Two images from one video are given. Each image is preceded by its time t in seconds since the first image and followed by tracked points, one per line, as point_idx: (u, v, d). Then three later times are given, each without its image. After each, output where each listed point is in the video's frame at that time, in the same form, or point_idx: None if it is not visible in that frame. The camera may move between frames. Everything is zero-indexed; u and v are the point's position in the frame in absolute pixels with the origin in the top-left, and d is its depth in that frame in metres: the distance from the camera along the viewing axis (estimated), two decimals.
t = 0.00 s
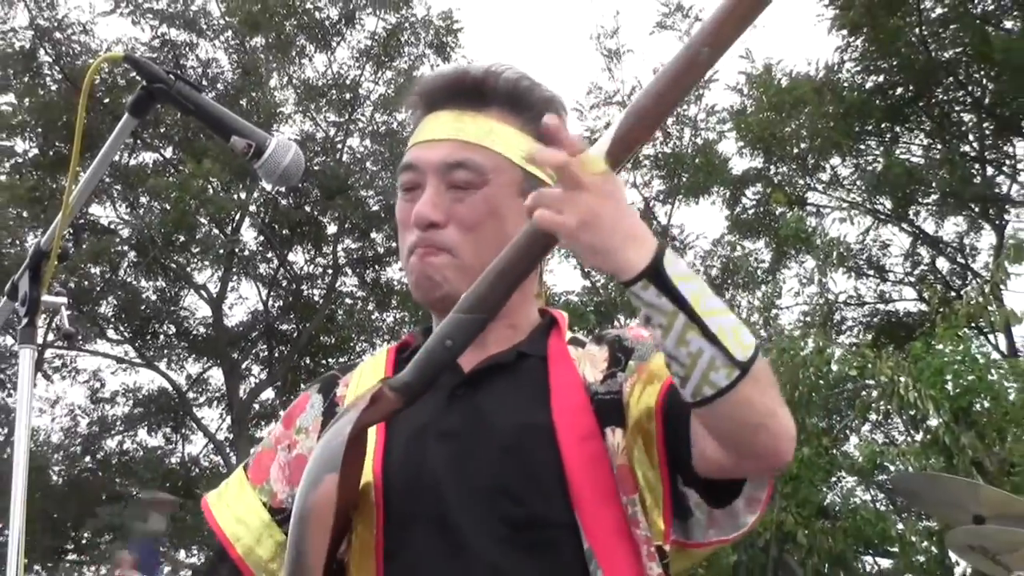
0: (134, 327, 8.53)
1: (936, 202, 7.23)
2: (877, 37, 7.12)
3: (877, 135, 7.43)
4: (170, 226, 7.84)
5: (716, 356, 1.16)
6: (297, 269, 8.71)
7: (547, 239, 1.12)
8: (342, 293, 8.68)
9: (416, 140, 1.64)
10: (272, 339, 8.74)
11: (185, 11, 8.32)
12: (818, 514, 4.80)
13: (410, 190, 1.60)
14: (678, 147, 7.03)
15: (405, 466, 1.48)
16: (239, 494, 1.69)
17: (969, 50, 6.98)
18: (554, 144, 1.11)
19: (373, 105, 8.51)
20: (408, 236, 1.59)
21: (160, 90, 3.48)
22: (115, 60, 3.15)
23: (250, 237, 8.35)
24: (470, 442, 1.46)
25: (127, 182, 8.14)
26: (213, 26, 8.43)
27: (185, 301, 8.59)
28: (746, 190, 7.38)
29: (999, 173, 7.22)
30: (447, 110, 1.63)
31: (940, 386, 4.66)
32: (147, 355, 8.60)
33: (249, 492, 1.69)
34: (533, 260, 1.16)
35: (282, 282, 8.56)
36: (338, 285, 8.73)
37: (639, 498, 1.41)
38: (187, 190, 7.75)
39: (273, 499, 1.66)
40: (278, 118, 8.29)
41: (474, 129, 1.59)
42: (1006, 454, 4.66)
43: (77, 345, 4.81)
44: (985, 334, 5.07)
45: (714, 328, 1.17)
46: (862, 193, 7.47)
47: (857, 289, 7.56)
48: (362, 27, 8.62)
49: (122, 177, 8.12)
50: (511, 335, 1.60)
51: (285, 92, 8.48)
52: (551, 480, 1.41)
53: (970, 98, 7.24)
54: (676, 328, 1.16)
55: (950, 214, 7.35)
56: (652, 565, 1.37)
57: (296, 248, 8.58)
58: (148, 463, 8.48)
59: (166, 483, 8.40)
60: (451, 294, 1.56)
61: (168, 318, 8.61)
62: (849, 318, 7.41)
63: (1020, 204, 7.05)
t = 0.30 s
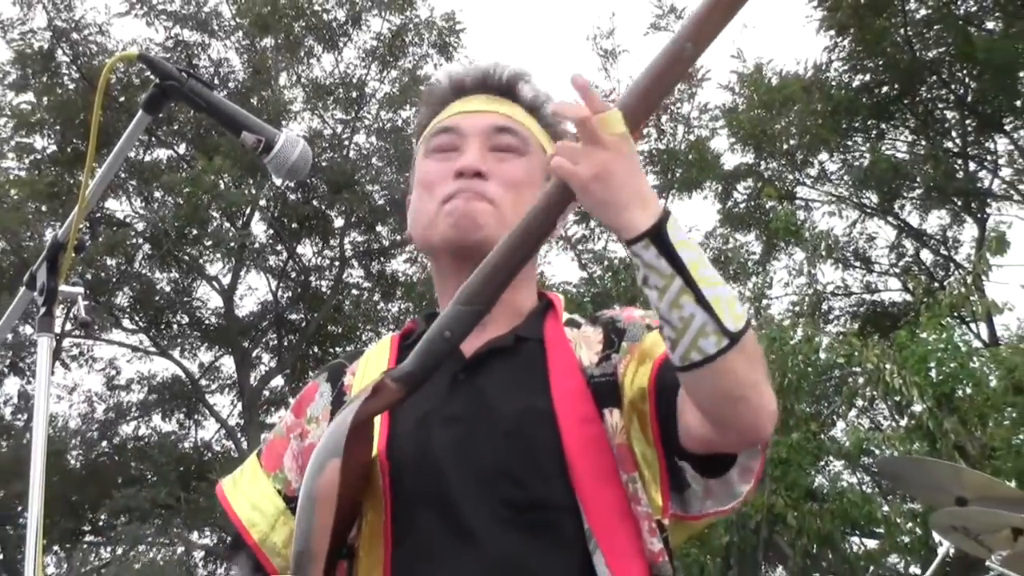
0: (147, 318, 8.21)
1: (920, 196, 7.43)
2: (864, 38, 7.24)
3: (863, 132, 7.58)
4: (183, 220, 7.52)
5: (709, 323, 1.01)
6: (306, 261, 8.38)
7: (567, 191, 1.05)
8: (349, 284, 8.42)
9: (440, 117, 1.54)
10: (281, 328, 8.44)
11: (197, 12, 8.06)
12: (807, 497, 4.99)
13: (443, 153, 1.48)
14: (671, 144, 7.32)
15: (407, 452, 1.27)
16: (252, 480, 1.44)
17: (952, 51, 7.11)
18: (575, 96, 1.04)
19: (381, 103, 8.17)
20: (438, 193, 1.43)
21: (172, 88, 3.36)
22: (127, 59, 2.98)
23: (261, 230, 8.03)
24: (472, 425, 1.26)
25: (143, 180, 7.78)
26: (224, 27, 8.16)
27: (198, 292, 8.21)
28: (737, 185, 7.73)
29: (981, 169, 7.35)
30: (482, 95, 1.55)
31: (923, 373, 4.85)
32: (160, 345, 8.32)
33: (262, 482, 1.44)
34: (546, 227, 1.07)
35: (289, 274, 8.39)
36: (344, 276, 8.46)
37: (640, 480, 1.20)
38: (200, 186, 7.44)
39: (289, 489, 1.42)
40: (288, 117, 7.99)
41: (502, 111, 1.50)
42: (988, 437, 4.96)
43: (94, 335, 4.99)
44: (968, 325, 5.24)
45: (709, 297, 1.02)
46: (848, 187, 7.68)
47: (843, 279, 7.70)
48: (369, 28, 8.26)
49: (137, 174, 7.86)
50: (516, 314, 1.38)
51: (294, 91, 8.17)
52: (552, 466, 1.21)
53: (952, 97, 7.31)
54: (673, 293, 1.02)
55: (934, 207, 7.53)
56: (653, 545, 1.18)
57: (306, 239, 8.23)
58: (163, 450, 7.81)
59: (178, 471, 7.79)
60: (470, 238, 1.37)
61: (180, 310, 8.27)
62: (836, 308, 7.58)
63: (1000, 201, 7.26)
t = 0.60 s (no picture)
0: (163, 298, 8.22)
1: (906, 183, 7.56)
2: (851, 29, 7.55)
3: (852, 121, 7.74)
4: (196, 204, 7.60)
5: (654, 411, 0.94)
6: (314, 241, 8.32)
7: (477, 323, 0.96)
8: (355, 266, 8.35)
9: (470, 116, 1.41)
10: (290, 308, 8.44)
11: (212, 3, 8.08)
12: (796, 472, 5.17)
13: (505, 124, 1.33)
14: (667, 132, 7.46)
15: (413, 426, 1.18)
16: (264, 449, 1.32)
17: (938, 42, 7.35)
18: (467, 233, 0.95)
19: (387, 91, 8.33)
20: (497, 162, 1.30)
21: (184, 77, 3.31)
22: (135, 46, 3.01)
23: (272, 215, 8.10)
24: (477, 396, 1.17)
25: (159, 165, 7.92)
26: (236, 18, 8.22)
27: (210, 272, 8.25)
28: (729, 171, 7.87)
29: (965, 157, 7.51)
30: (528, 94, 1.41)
31: (909, 352, 5.07)
32: (175, 325, 8.32)
33: (277, 448, 1.31)
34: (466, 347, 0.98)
35: (298, 256, 8.35)
36: (353, 258, 8.36)
37: (624, 461, 1.10)
38: (212, 170, 7.42)
39: (305, 458, 1.29)
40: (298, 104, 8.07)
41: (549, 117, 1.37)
42: (972, 416, 5.14)
43: (110, 313, 5.17)
44: (951, 307, 5.43)
45: (646, 382, 0.95)
46: (837, 174, 7.81)
47: (831, 263, 7.80)
48: (374, 21, 8.46)
49: (153, 160, 7.91)
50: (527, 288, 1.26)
51: (302, 80, 8.27)
52: (547, 441, 1.11)
53: (938, 87, 7.52)
54: (610, 390, 0.95)
55: (919, 193, 7.64)
56: (636, 524, 1.08)
57: (313, 224, 8.24)
58: (176, 424, 7.84)
59: (189, 446, 7.82)
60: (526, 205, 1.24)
61: (196, 291, 8.28)
62: (825, 290, 7.69)
63: (984, 186, 7.45)
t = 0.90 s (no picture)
0: (178, 284, 8.43)
1: (893, 175, 7.79)
2: (841, 27, 7.75)
3: (841, 114, 7.92)
4: (210, 193, 7.85)
5: (690, 328, 0.92)
6: (323, 230, 8.48)
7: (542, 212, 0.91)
8: (363, 254, 8.51)
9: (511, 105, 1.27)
10: (300, 293, 8.56)
11: None
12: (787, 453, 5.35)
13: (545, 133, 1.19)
14: (663, 125, 7.70)
15: (419, 401, 1.14)
16: (262, 407, 1.29)
17: (925, 39, 7.56)
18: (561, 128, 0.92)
19: (394, 85, 8.51)
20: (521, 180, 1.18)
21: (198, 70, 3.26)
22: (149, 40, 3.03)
23: (282, 204, 8.30)
24: (485, 372, 1.12)
25: (173, 157, 8.18)
26: (249, 13, 8.40)
27: (223, 259, 8.45)
28: (723, 163, 8.02)
29: (951, 150, 7.78)
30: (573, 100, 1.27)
31: (895, 338, 5.25)
32: (189, 309, 8.54)
33: (277, 408, 1.28)
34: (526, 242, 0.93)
35: (308, 244, 8.50)
36: (360, 247, 8.52)
37: (631, 437, 1.08)
38: (224, 160, 7.73)
39: (305, 422, 1.26)
40: (309, 98, 8.21)
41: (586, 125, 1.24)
42: (956, 399, 5.25)
43: (127, 298, 5.36)
44: (937, 294, 5.64)
45: (691, 299, 0.92)
46: (826, 166, 8.04)
47: (821, 252, 8.03)
48: (383, 17, 8.64)
49: (168, 151, 8.11)
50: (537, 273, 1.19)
51: (313, 74, 8.41)
52: (555, 424, 1.08)
53: (924, 82, 7.75)
54: (656, 298, 0.91)
55: (906, 184, 7.85)
56: (640, 499, 1.07)
57: (323, 213, 8.39)
58: (190, 405, 7.91)
59: (203, 426, 7.81)
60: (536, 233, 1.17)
61: (209, 277, 8.46)
62: (815, 277, 7.91)
63: (969, 178, 7.68)
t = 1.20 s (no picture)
0: (190, 274, 8.65)
1: (881, 166, 8.07)
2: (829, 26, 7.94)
3: (829, 110, 8.17)
4: (221, 186, 8.10)
5: (703, 286, 0.91)
6: (330, 222, 8.72)
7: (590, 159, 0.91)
8: (369, 245, 8.72)
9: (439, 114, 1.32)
10: (309, 284, 8.81)
11: None
12: (778, 435, 5.56)
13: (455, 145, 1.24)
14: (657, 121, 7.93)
15: (422, 392, 1.14)
16: (270, 403, 1.27)
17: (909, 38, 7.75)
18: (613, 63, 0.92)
19: (397, 81, 8.65)
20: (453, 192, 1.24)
21: (210, 67, 3.31)
22: (162, 39, 3.08)
23: (290, 197, 8.52)
24: (487, 366, 1.12)
25: (187, 151, 8.31)
26: (258, 14, 8.60)
27: (234, 250, 8.66)
28: (717, 157, 8.26)
29: (934, 144, 7.99)
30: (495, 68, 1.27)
31: (881, 325, 5.42)
32: (201, 299, 8.78)
33: (284, 403, 1.27)
34: (557, 194, 0.94)
35: (315, 235, 8.74)
36: (366, 237, 8.74)
37: (628, 420, 1.08)
38: (234, 155, 7.96)
39: (313, 416, 1.25)
40: (315, 96, 8.51)
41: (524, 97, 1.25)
42: (941, 383, 5.48)
43: (140, 289, 5.57)
44: (922, 282, 5.85)
45: (707, 261, 0.92)
46: (815, 159, 8.30)
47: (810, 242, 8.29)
48: (388, 16, 8.81)
49: (181, 147, 8.33)
50: (528, 270, 1.22)
51: (320, 72, 8.65)
52: (557, 412, 1.08)
53: (909, 79, 7.97)
54: (673, 255, 0.91)
55: (892, 175, 8.11)
56: (641, 478, 1.06)
57: (329, 205, 8.65)
58: (203, 389, 8.13)
59: (215, 412, 7.95)
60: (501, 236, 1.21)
61: (221, 268, 8.68)
62: (805, 266, 8.16)
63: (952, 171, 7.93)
